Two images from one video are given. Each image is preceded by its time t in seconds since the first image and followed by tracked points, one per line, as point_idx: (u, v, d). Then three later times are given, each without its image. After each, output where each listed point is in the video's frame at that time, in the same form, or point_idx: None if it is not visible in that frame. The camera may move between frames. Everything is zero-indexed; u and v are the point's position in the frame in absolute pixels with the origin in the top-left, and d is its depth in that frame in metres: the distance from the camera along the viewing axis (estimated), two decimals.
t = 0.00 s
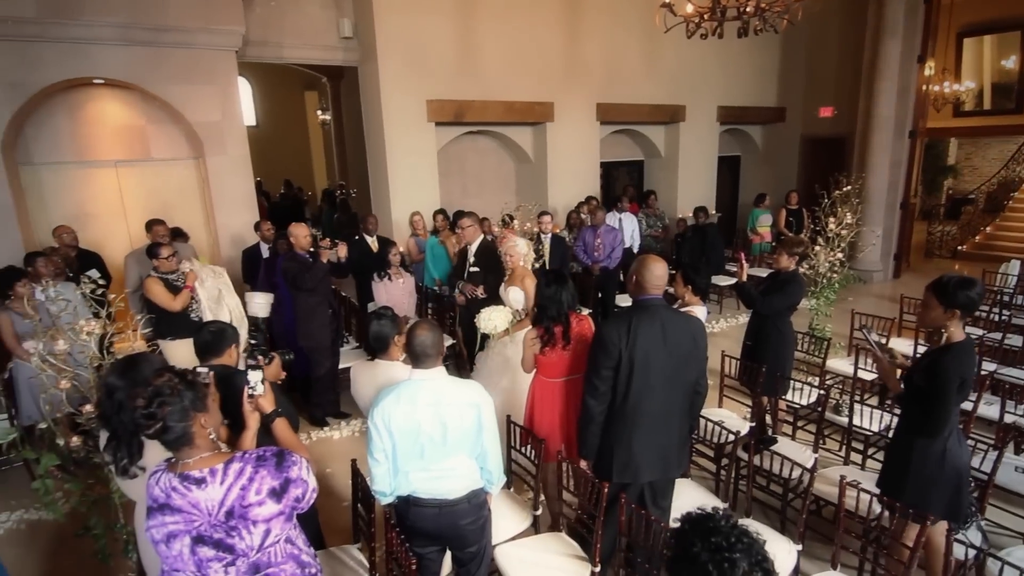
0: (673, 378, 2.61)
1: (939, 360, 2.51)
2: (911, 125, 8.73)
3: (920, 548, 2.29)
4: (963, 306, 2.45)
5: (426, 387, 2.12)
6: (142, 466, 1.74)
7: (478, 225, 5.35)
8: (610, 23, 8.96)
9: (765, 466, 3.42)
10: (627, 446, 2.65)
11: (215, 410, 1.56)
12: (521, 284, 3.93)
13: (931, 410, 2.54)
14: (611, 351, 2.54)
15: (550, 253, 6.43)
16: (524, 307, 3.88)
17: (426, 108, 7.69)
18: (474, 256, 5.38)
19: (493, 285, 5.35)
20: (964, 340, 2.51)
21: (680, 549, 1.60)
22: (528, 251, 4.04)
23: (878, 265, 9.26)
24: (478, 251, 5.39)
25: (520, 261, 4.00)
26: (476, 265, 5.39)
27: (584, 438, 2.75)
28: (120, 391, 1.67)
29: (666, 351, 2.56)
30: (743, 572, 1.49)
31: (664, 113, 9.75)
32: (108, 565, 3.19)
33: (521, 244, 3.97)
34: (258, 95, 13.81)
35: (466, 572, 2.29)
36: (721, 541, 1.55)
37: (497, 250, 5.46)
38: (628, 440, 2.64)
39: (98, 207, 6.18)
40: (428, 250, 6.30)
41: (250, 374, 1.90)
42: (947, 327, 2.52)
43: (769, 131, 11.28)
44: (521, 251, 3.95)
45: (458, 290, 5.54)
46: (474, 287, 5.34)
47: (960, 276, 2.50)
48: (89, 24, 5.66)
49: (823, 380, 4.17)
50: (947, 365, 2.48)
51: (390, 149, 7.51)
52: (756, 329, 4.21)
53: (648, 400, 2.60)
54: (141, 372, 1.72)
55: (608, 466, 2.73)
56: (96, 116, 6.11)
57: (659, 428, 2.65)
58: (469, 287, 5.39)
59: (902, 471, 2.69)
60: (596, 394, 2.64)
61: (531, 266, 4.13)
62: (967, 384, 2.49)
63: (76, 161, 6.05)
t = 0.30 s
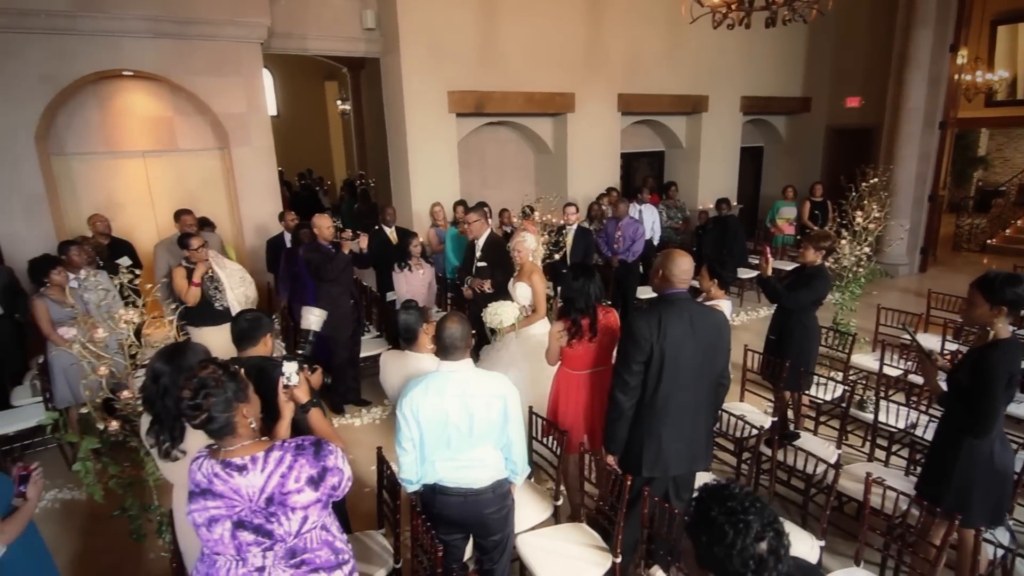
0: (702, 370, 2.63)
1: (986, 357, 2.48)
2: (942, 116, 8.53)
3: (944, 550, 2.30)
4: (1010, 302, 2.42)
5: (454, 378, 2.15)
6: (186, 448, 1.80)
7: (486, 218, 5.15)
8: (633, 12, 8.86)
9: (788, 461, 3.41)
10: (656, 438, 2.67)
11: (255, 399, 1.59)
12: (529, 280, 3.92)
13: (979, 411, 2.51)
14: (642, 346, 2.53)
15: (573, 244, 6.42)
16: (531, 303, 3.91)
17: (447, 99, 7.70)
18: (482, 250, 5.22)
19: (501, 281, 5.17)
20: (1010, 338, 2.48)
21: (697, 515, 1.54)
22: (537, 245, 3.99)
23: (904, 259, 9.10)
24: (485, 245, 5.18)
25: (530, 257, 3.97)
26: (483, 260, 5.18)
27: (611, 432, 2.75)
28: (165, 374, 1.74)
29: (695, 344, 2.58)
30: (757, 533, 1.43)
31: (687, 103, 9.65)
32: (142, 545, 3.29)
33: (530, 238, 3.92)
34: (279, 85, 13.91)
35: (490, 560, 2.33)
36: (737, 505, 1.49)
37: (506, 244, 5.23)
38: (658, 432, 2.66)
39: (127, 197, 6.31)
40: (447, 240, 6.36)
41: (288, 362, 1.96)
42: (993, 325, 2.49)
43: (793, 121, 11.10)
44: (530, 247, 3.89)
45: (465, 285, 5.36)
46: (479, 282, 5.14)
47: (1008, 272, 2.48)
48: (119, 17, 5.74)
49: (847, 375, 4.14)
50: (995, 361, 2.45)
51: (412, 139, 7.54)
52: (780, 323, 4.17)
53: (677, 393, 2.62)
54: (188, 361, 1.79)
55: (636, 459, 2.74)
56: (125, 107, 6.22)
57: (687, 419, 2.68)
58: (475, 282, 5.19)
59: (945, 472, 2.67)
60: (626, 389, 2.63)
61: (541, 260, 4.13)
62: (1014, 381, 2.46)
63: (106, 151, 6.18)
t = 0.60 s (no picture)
0: (725, 366, 2.63)
1: None
2: (975, 108, 8.32)
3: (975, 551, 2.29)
4: None
5: (481, 370, 2.18)
6: (223, 433, 1.91)
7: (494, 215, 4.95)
8: (658, 3, 8.77)
9: (812, 458, 3.38)
10: (678, 435, 2.67)
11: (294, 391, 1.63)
12: (534, 278, 3.91)
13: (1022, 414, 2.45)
14: (665, 344, 2.53)
15: (597, 238, 6.40)
16: (534, 300, 3.91)
17: (470, 91, 7.71)
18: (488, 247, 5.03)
19: (505, 277, 4.99)
20: None
21: (729, 464, 1.55)
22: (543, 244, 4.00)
23: (932, 254, 8.92)
24: (492, 242, 5.03)
25: (535, 255, 3.98)
26: (488, 257, 5.02)
27: (634, 427, 2.76)
28: (207, 360, 1.86)
29: (719, 341, 2.57)
30: (784, 479, 1.45)
31: (712, 95, 9.54)
32: (171, 528, 3.38)
33: (535, 236, 3.91)
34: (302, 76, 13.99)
35: (512, 549, 2.36)
36: (769, 454, 1.51)
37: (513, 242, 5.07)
38: (680, 428, 2.66)
39: (155, 188, 6.44)
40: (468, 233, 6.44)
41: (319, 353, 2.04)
42: None
43: (820, 113, 10.92)
44: (535, 245, 3.91)
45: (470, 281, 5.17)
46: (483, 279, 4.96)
47: None
48: (150, 11, 5.84)
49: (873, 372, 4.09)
50: None
51: (434, 131, 7.56)
52: (806, 318, 4.14)
53: (700, 389, 2.62)
54: (232, 350, 1.89)
55: (657, 454, 2.74)
56: (154, 100, 6.33)
57: (710, 415, 2.68)
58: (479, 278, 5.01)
59: (987, 479, 2.61)
60: (648, 386, 2.63)
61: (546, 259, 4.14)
62: None
63: (134, 143, 6.30)
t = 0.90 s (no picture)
0: (739, 364, 2.61)
1: None
2: (1007, 101, 8.11)
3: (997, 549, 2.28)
4: None
5: (503, 364, 2.20)
6: (256, 422, 1.96)
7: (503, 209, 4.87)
8: None
9: (835, 454, 3.35)
10: (693, 432, 2.68)
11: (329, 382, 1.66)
12: (542, 272, 3.91)
13: None
14: (677, 343, 2.53)
15: (616, 232, 6.51)
16: (540, 296, 3.90)
17: (491, 84, 7.69)
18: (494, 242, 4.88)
19: (510, 272, 4.81)
20: None
21: (752, 442, 1.56)
22: (549, 237, 3.91)
23: (960, 250, 8.73)
24: (499, 236, 4.87)
25: (540, 249, 3.92)
26: (494, 251, 4.86)
27: (649, 424, 2.78)
28: (242, 352, 1.93)
29: (732, 339, 2.56)
30: (805, 460, 1.46)
31: (735, 87, 9.42)
32: (198, 514, 3.46)
33: (541, 230, 3.83)
34: (323, 69, 14.15)
35: (533, 540, 2.38)
36: (792, 436, 1.53)
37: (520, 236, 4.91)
38: (695, 426, 2.67)
39: (180, 180, 6.55)
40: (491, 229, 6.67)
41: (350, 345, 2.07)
42: None
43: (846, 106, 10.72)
44: (540, 239, 3.82)
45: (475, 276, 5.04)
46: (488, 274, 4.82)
47: None
48: (176, 5, 5.92)
49: (898, 369, 4.03)
50: None
51: (455, 124, 7.57)
52: (831, 315, 4.10)
53: (714, 387, 2.62)
54: (270, 341, 1.98)
55: (673, 451, 2.76)
56: (179, 93, 6.42)
57: (726, 413, 2.67)
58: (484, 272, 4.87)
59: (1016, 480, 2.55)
60: (659, 386, 2.65)
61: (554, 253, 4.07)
62: None
63: (159, 135, 6.41)
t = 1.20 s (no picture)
0: (751, 362, 2.62)
1: None
2: None
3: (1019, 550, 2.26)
4: None
5: (524, 359, 2.22)
6: (285, 414, 2.05)
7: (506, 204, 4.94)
8: None
9: (854, 452, 3.33)
10: (707, 431, 2.69)
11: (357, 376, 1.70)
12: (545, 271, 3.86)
13: None
14: (688, 343, 2.55)
15: (632, 226, 6.48)
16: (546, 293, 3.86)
17: (509, 76, 7.68)
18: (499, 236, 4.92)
19: (513, 270, 4.86)
20: None
21: (771, 436, 1.56)
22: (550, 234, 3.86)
23: (985, 246, 8.57)
24: (503, 232, 4.91)
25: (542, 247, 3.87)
26: (498, 248, 4.91)
27: (663, 423, 2.80)
28: (270, 348, 2.03)
29: (744, 339, 2.57)
30: (825, 458, 1.46)
31: (756, 79, 9.30)
32: (223, 501, 3.54)
33: (541, 229, 3.79)
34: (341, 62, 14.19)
35: (553, 533, 2.41)
36: (814, 433, 1.52)
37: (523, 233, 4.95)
38: (709, 425, 2.68)
39: (202, 173, 6.65)
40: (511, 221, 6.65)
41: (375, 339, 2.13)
42: None
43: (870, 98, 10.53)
44: (540, 237, 3.78)
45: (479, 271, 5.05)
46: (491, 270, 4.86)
47: None
48: None
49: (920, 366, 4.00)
50: None
51: (473, 117, 7.58)
52: (852, 311, 4.07)
53: (727, 385, 2.63)
54: (289, 333, 2.08)
55: (688, 449, 2.78)
56: (200, 86, 6.50)
57: (739, 411, 2.69)
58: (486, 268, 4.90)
59: None
60: (671, 386, 2.67)
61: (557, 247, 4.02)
62: None
63: (181, 128, 6.50)
